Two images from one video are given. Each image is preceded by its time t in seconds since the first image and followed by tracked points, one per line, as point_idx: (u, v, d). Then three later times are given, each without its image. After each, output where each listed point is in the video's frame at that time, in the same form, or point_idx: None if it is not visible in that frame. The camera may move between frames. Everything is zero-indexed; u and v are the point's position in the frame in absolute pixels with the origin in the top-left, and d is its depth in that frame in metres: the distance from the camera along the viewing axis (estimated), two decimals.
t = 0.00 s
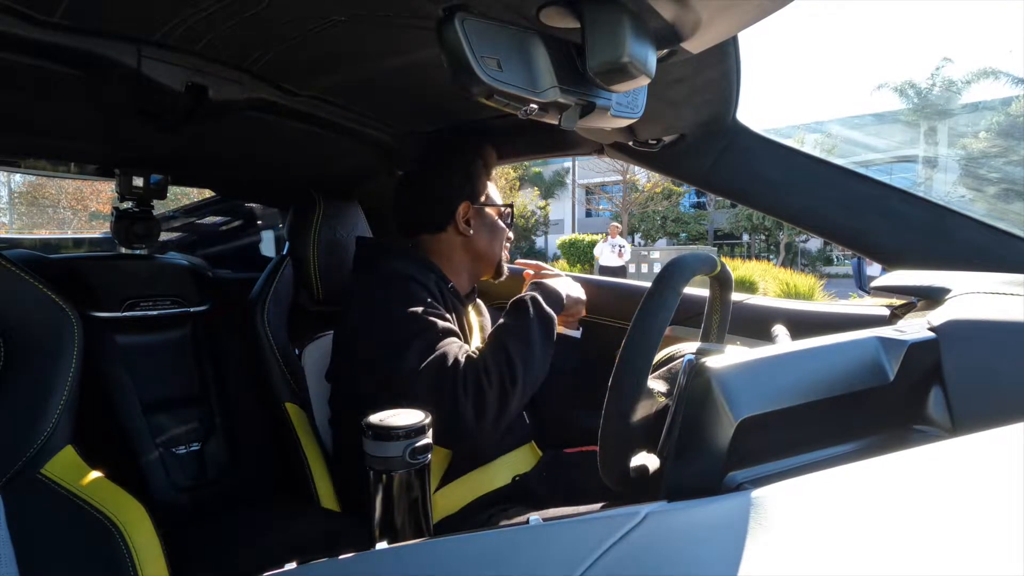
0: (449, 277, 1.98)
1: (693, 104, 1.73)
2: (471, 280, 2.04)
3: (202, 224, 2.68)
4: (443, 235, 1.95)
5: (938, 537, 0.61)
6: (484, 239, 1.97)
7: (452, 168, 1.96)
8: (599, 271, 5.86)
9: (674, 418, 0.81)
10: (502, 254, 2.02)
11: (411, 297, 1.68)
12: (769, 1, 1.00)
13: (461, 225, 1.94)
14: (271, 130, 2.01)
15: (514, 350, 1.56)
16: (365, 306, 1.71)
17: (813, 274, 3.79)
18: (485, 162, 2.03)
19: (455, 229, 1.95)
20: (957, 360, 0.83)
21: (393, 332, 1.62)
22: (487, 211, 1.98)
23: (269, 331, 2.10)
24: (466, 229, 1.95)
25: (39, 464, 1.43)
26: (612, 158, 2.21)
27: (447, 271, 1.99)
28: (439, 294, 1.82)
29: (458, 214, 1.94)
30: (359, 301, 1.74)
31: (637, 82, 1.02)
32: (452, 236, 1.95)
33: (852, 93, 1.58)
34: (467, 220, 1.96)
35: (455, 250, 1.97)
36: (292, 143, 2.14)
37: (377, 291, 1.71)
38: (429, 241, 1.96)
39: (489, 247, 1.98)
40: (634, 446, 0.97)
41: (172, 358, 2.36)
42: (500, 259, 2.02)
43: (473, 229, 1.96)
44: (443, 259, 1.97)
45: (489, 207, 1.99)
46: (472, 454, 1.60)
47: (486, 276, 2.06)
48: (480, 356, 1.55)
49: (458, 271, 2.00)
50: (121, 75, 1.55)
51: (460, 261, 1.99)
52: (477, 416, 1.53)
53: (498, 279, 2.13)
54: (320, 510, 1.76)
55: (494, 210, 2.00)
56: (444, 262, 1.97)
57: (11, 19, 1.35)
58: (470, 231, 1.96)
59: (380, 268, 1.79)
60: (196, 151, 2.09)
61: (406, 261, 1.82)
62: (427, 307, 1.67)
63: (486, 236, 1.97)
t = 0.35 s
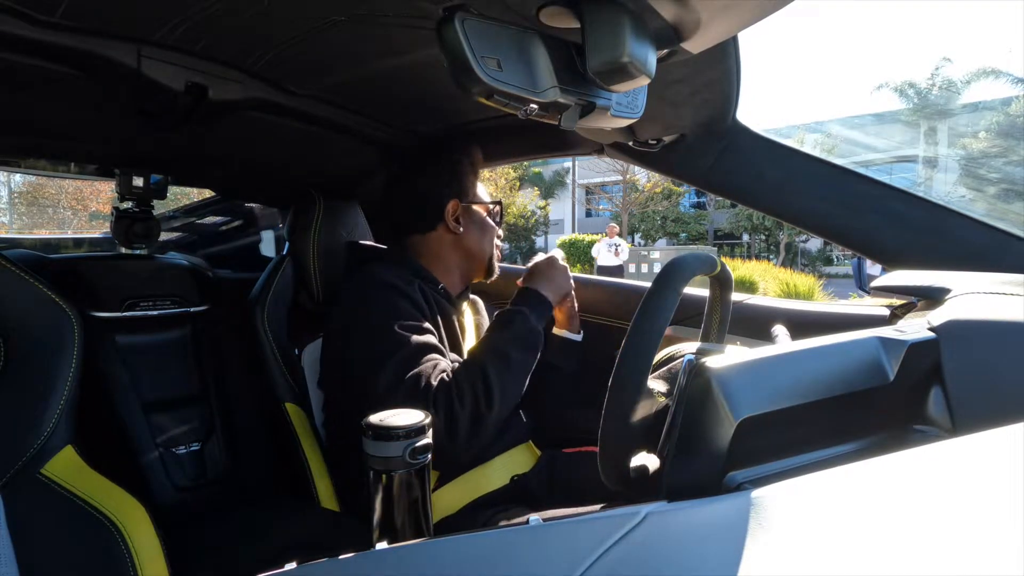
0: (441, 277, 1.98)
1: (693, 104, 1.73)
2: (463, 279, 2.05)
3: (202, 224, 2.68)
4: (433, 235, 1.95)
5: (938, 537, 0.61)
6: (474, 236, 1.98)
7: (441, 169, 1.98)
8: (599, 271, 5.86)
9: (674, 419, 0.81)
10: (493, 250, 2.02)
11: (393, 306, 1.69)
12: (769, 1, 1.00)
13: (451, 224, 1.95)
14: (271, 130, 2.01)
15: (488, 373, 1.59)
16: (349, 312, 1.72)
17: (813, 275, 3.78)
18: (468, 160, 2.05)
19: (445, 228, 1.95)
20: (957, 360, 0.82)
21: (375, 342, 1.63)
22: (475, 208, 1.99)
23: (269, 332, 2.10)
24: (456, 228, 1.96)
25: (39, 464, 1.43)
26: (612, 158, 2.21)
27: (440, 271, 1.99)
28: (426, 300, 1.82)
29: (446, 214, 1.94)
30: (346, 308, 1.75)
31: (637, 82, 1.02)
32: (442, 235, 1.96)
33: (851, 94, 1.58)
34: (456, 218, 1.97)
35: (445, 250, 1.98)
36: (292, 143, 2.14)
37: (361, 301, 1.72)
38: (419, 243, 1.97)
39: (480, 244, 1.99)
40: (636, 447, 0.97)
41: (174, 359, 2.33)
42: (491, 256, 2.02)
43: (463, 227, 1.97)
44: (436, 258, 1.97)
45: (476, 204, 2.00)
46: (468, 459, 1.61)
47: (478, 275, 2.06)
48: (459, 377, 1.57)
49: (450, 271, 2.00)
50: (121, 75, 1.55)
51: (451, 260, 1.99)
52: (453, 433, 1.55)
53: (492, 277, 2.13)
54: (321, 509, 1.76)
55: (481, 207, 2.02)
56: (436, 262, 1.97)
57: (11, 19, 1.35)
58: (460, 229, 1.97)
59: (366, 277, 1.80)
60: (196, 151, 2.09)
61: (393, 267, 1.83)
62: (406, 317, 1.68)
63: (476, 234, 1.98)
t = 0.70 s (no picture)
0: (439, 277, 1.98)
1: (693, 104, 1.73)
2: (461, 280, 2.05)
3: (202, 224, 2.68)
4: (431, 234, 1.95)
5: (938, 537, 0.61)
6: (472, 236, 1.98)
7: (439, 169, 1.98)
8: (599, 271, 5.86)
9: (674, 420, 0.81)
10: (491, 251, 2.02)
11: (387, 309, 1.69)
12: (769, 1, 1.00)
13: (450, 224, 1.95)
14: (271, 130, 2.01)
15: (483, 369, 1.57)
16: (347, 315, 1.72)
17: (813, 275, 3.78)
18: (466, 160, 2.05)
19: (443, 228, 1.95)
20: (958, 360, 0.83)
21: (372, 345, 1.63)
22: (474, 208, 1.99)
23: (269, 333, 2.11)
24: (454, 228, 1.96)
25: (39, 464, 1.43)
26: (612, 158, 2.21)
27: (438, 270, 1.99)
28: (424, 301, 1.82)
29: (444, 213, 1.94)
30: (343, 311, 1.75)
31: (637, 82, 1.02)
32: (440, 235, 1.95)
33: (851, 94, 1.58)
34: (454, 218, 1.97)
35: (443, 249, 1.98)
36: (292, 143, 2.14)
37: (358, 304, 1.72)
38: (417, 243, 1.96)
39: (478, 245, 1.99)
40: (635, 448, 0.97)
41: (174, 359, 2.34)
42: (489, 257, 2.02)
43: (461, 227, 1.97)
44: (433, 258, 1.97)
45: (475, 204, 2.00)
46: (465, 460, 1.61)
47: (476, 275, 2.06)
48: (454, 373, 1.56)
49: (448, 271, 2.00)
50: (121, 75, 1.55)
51: (448, 260, 1.99)
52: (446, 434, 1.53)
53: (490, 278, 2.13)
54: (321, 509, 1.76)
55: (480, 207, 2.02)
56: (433, 262, 1.97)
57: (12, 19, 1.35)
58: (458, 230, 1.97)
59: (360, 280, 1.80)
60: (196, 151, 2.09)
61: (389, 269, 1.83)
62: (403, 319, 1.68)
63: (474, 234, 1.98)
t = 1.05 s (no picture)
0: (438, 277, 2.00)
1: (693, 104, 1.73)
2: (461, 279, 2.06)
3: (202, 224, 2.69)
4: (428, 237, 1.96)
5: (938, 537, 0.61)
6: (469, 238, 1.97)
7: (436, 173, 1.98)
8: (600, 271, 5.86)
9: (674, 421, 0.81)
10: (489, 252, 2.01)
11: (381, 319, 1.68)
12: (768, 1, 1.00)
13: (446, 226, 1.95)
14: (271, 130, 2.01)
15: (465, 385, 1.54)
16: (345, 318, 1.71)
17: (813, 274, 3.78)
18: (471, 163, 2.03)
19: (439, 230, 1.95)
20: (958, 361, 0.83)
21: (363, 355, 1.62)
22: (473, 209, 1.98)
23: (269, 333, 2.11)
24: (451, 230, 1.96)
25: (38, 465, 1.43)
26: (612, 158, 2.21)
27: (437, 271, 2.01)
28: (420, 310, 1.80)
29: (440, 216, 1.94)
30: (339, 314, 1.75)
31: (637, 82, 1.02)
32: (437, 236, 1.96)
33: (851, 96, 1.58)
34: (452, 220, 1.96)
35: (442, 250, 1.99)
36: (292, 143, 2.14)
37: (354, 309, 1.71)
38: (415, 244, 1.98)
39: (475, 246, 1.98)
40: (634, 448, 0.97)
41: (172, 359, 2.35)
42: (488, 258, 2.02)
43: (459, 229, 1.97)
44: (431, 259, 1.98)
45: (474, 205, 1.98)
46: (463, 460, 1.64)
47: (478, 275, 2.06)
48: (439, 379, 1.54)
49: (446, 271, 2.01)
50: (121, 75, 1.55)
51: (447, 260, 2.00)
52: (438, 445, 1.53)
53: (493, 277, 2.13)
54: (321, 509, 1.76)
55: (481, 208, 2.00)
56: (431, 262, 1.99)
57: (12, 19, 1.35)
58: (455, 231, 1.96)
59: (357, 286, 1.79)
60: (196, 151, 2.09)
61: (387, 275, 1.82)
62: (393, 332, 1.67)
63: (472, 236, 1.97)
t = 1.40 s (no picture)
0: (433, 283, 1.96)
1: (694, 104, 1.73)
2: (458, 283, 1.97)
3: (202, 224, 2.69)
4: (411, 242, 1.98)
5: (939, 536, 0.61)
6: (441, 238, 1.91)
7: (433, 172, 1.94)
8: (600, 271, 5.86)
9: (673, 422, 0.80)
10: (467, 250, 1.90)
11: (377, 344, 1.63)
12: (768, 1, 1.00)
13: (416, 228, 1.95)
14: (271, 130, 2.01)
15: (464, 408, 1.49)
16: (340, 334, 1.70)
17: (813, 274, 3.78)
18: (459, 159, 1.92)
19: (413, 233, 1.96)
20: (957, 361, 0.82)
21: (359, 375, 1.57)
22: (443, 207, 1.92)
23: (268, 331, 2.11)
24: (422, 231, 1.95)
25: (38, 465, 1.43)
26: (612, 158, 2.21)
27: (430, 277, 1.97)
28: (415, 327, 1.74)
29: (410, 219, 1.95)
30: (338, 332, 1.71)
31: (637, 82, 1.02)
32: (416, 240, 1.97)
33: (852, 93, 1.61)
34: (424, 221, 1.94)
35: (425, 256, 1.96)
36: (292, 143, 2.14)
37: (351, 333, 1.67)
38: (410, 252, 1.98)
39: (447, 246, 1.91)
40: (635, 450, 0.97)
41: (173, 357, 2.40)
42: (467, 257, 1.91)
43: (429, 230, 1.94)
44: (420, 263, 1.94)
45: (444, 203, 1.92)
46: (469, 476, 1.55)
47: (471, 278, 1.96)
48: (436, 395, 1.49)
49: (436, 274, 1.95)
50: (121, 75, 1.55)
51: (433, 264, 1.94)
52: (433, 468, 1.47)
53: (492, 278, 1.95)
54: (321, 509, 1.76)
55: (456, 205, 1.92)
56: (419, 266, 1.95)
57: (11, 19, 1.35)
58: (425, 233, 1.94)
59: (352, 307, 1.77)
60: (197, 151, 2.09)
61: (382, 292, 1.80)
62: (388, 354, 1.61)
63: (441, 236, 1.91)
